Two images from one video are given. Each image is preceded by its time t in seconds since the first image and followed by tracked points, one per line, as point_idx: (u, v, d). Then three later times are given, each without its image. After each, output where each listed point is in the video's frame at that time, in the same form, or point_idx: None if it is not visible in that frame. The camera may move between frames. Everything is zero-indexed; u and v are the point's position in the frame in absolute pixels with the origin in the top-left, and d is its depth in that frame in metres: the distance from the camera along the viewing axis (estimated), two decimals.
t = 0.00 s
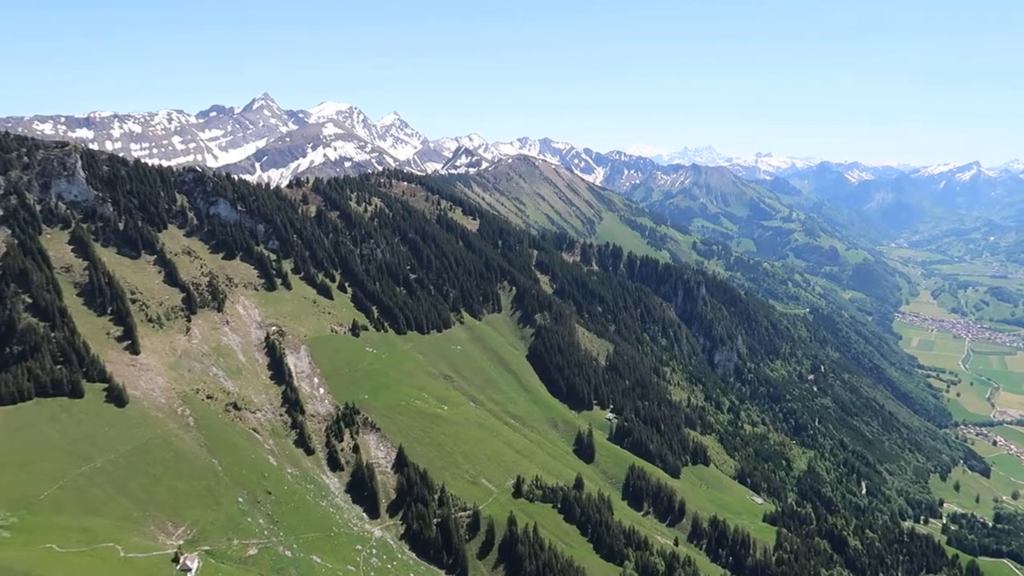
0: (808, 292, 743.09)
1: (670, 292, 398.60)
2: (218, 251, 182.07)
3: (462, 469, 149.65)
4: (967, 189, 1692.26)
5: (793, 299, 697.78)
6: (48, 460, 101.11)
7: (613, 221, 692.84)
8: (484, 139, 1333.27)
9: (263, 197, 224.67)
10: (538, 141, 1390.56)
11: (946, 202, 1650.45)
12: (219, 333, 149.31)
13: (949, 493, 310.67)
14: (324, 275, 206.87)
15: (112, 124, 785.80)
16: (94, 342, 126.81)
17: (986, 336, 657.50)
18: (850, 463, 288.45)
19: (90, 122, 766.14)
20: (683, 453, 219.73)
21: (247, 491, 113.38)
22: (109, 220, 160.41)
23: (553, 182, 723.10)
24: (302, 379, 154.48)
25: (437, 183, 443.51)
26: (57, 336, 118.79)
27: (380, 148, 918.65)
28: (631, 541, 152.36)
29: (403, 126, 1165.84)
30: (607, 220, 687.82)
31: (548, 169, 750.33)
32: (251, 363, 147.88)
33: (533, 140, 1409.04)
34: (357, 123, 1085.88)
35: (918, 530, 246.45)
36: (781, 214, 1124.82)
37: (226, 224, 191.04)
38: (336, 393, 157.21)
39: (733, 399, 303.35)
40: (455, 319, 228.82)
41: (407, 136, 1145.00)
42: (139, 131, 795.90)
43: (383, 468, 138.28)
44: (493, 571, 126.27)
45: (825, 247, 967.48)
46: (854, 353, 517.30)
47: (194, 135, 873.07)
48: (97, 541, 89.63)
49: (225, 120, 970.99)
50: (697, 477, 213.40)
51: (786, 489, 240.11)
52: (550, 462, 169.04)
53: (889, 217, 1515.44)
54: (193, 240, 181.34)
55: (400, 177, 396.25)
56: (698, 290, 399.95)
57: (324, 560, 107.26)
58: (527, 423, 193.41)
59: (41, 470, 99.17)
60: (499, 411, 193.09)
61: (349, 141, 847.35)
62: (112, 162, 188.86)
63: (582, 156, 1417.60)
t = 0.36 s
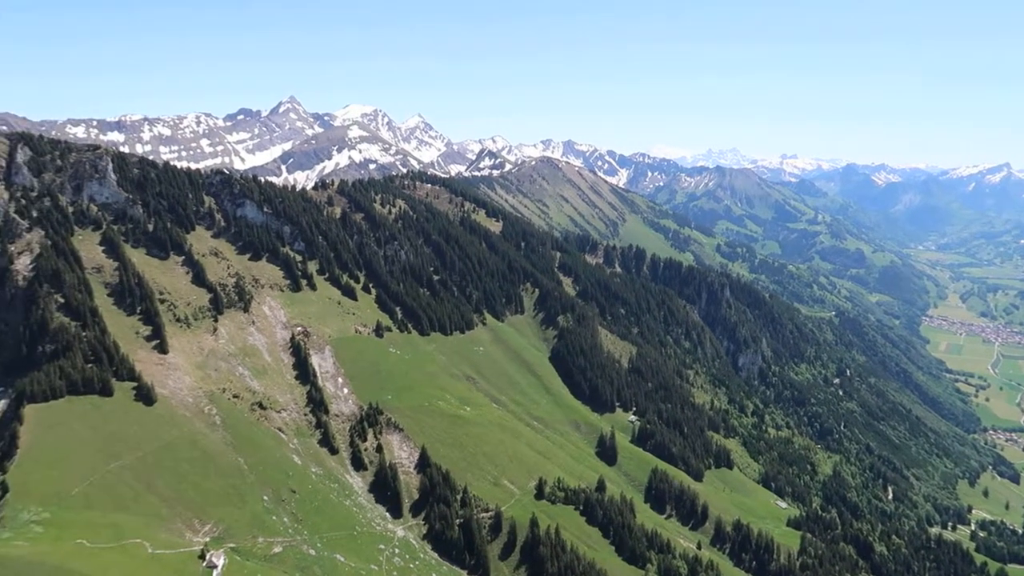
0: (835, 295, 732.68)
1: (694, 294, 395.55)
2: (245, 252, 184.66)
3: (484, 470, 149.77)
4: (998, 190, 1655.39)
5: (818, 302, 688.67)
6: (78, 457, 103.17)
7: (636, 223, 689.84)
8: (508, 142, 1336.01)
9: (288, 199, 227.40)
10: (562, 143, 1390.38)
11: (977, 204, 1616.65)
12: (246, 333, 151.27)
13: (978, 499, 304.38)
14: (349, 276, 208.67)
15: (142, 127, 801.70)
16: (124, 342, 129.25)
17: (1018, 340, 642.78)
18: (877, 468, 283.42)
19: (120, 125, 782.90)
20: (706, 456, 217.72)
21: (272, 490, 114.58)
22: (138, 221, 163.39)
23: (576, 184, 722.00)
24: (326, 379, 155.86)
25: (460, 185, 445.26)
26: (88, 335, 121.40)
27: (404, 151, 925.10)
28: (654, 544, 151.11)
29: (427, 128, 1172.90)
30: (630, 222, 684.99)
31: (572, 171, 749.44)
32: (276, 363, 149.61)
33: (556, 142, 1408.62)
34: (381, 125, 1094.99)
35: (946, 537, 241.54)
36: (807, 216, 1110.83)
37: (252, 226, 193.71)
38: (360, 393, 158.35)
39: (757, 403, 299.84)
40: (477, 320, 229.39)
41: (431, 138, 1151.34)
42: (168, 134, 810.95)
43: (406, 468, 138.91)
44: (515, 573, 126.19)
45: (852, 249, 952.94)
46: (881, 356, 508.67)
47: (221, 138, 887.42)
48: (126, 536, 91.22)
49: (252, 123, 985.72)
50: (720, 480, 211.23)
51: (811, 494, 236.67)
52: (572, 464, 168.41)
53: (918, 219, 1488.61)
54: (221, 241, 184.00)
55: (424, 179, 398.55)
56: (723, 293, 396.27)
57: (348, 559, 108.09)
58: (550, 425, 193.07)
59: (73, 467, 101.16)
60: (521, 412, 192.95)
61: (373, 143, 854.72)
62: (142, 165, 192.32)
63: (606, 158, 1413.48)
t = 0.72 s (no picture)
0: (861, 300, 721.07)
1: (717, 298, 391.49)
2: (269, 252, 186.51)
3: (505, 472, 149.27)
4: None
5: (844, 307, 678.36)
6: (104, 453, 104.66)
7: (659, 225, 685.28)
8: (531, 144, 1336.53)
9: (313, 199, 229.27)
10: (585, 144, 1387.30)
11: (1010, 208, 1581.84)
12: (269, 332, 152.57)
13: (1009, 509, 297.76)
14: (372, 277, 209.68)
15: (169, 128, 815.70)
16: (149, 339, 131.14)
17: None
18: (904, 476, 277.90)
19: (148, 126, 796.90)
20: (729, 461, 215.10)
21: (293, 488, 115.27)
22: (164, 221, 165.79)
23: (599, 186, 719.05)
24: (349, 379, 156.70)
25: (483, 186, 445.53)
26: (115, 333, 123.53)
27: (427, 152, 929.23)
28: (675, 549, 149.47)
29: (451, 129, 1177.89)
30: (654, 225, 680.53)
31: (595, 173, 746.37)
32: (299, 363, 150.72)
33: (580, 144, 1406.27)
34: (405, 126, 1100.99)
35: (975, 548, 236.25)
36: (833, 219, 1095.46)
37: (277, 226, 195.63)
38: (382, 393, 158.83)
39: (781, 408, 295.71)
40: (499, 322, 229.20)
41: (454, 139, 1154.80)
42: (195, 135, 823.50)
43: (427, 469, 138.96)
44: None
45: (879, 253, 937.29)
46: (909, 362, 499.45)
47: (247, 139, 899.09)
48: (150, 532, 92.27)
49: (278, 124, 997.51)
50: (743, 486, 208.56)
51: (836, 501, 232.77)
52: (594, 467, 167.29)
53: (948, 223, 1460.24)
54: (246, 240, 186.00)
55: (447, 180, 399.42)
56: (747, 296, 391.70)
57: (368, 558, 108.58)
58: (571, 428, 192.08)
59: (99, 462, 102.69)
60: (543, 414, 192.17)
61: (397, 144, 860.15)
62: (169, 165, 195.10)
63: (629, 160, 1406.97)
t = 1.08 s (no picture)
0: (890, 303, 708.82)
1: (742, 301, 386.96)
2: (295, 252, 188.51)
3: (527, 473, 149.04)
4: None
5: (872, 310, 666.95)
6: (133, 449, 106.45)
7: (684, 226, 679.92)
8: (555, 145, 1334.97)
9: (339, 199, 231.20)
10: (610, 145, 1381.83)
11: None
12: (294, 331, 154.12)
13: None
14: (396, 276, 210.87)
15: (198, 129, 829.57)
16: (178, 337, 133.20)
17: None
18: (933, 482, 272.38)
19: (178, 126, 810.93)
20: (753, 465, 212.60)
21: (317, 486, 116.33)
22: (193, 220, 168.38)
23: (624, 187, 715.53)
24: (372, 378, 157.71)
25: (507, 187, 445.76)
26: (144, 330, 125.65)
27: (451, 152, 932.70)
28: (698, 553, 147.87)
29: (475, 130, 1181.30)
30: (678, 226, 675.38)
31: (620, 174, 742.55)
32: (323, 362, 152.05)
33: (604, 145, 1401.17)
34: (430, 127, 1106.76)
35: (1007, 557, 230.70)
36: (862, 221, 1078.05)
37: (303, 226, 197.62)
38: (406, 393, 159.62)
39: (807, 412, 291.43)
40: (523, 322, 228.96)
41: (479, 140, 1157.89)
42: (223, 135, 836.39)
43: (449, 469, 139.21)
44: None
45: (909, 256, 919.96)
46: (939, 367, 489.41)
47: (274, 139, 910.61)
48: (176, 528, 93.65)
49: (305, 125, 1008.65)
50: (768, 491, 205.71)
51: (862, 507, 228.80)
52: (616, 469, 166.25)
53: (981, 226, 1428.70)
54: (272, 240, 188.09)
55: (471, 180, 400.18)
56: (773, 299, 386.67)
57: (390, 557, 109.22)
58: (594, 430, 191.19)
59: (128, 457, 104.54)
60: (565, 416, 191.54)
61: (422, 145, 864.98)
62: (198, 165, 198.09)
63: (654, 161, 1398.95)
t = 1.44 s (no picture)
0: (900, 307, 703.98)
1: (751, 304, 385.27)
2: (304, 253, 189.17)
3: (535, 476, 148.75)
4: None
5: (882, 314, 662.87)
6: (142, 450, 106.88)
7: (693, 229, 677.96)
8: (564, 147, 1334.74)
9: (348, 201, 231.88)
10: (618, 148, 1380.73)
11: None
12: (303, 332, 154.59)
13: None
14: (404, 279, 211.28)
15: (208, 130, 834.32)
16: (187, 338, 133.81)
17: None
18: (943, 487, 270.04)
19: (188, 128, 815.88)
20: (762, 469, 211.45)
21: (325, 488, 116.53)
22: (203, 222, 169.25)
23: (633, 190, 714.09)
24: (380, 380, 158.13)
25: (515, 190, 446.44)
26: (153, 332, 126.34)
27: (460, 155, 934.34)
28: (706, 558, 147.01)
29: (484, 132, 1182.95)
30: (687, 229, 673.46)
31: (629, 177, 741.14)
32: (331, 364, 152.44)
33: (613, 148, 1399.96)
34: (439, 130, 1109.09)
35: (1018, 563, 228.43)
36: (872, 225, 1072.01)
37: (312, 227, 198.44)
38: (413, 395, 159.76)
39: (816, 417, 289.72)
40: (531, 325, 228.70)
41: (487, 143, 1158.53)
42: (233, 137, 841.17)
43: (457, 471, 139.19)
44: None
45: (919, 260, 914.05)
46: (950, 372, 485.56)
47: (284, 141, 914.75)
48: (184, 528, 93.95)
49: (314, 127, 1012.29)
50: (776, 495, 204.54)
51: (872, 512, 227.06)
52: (624, 472, 165.80)
53: (992, 230, 1418.28)
54: (281, 242, 188.87)
55: (480, 183, 400.34)
56: (783, 302, 384.68)
57: (397, 559, 109.29)
58: (601, 433, 190.66)
59: (136, 458, 105.03)
60: (573, 419, 191.10)
61: (431, 147, 866.80)
62: (207, 167, 199.10)
63: (663, 164, 1396.63)
